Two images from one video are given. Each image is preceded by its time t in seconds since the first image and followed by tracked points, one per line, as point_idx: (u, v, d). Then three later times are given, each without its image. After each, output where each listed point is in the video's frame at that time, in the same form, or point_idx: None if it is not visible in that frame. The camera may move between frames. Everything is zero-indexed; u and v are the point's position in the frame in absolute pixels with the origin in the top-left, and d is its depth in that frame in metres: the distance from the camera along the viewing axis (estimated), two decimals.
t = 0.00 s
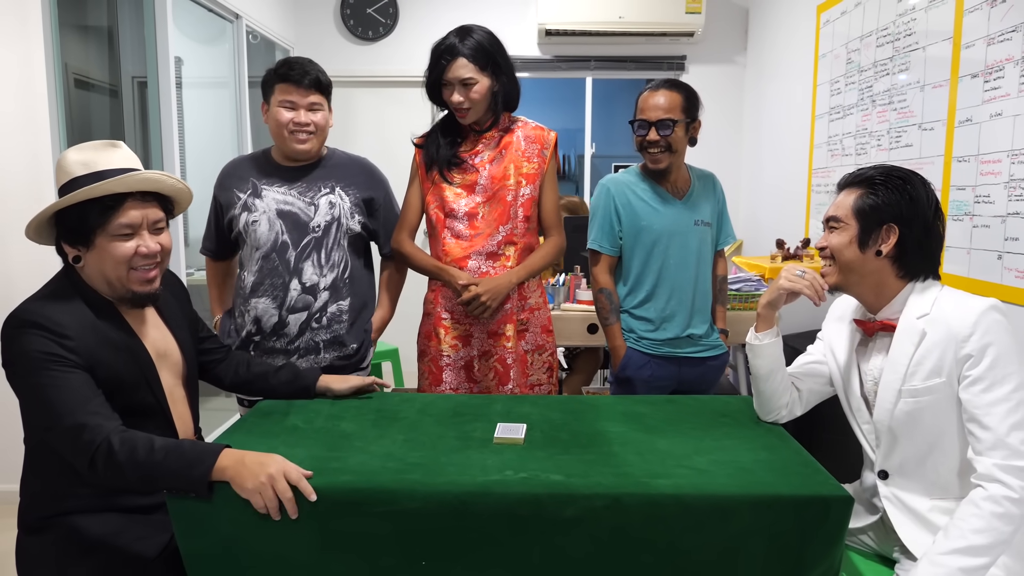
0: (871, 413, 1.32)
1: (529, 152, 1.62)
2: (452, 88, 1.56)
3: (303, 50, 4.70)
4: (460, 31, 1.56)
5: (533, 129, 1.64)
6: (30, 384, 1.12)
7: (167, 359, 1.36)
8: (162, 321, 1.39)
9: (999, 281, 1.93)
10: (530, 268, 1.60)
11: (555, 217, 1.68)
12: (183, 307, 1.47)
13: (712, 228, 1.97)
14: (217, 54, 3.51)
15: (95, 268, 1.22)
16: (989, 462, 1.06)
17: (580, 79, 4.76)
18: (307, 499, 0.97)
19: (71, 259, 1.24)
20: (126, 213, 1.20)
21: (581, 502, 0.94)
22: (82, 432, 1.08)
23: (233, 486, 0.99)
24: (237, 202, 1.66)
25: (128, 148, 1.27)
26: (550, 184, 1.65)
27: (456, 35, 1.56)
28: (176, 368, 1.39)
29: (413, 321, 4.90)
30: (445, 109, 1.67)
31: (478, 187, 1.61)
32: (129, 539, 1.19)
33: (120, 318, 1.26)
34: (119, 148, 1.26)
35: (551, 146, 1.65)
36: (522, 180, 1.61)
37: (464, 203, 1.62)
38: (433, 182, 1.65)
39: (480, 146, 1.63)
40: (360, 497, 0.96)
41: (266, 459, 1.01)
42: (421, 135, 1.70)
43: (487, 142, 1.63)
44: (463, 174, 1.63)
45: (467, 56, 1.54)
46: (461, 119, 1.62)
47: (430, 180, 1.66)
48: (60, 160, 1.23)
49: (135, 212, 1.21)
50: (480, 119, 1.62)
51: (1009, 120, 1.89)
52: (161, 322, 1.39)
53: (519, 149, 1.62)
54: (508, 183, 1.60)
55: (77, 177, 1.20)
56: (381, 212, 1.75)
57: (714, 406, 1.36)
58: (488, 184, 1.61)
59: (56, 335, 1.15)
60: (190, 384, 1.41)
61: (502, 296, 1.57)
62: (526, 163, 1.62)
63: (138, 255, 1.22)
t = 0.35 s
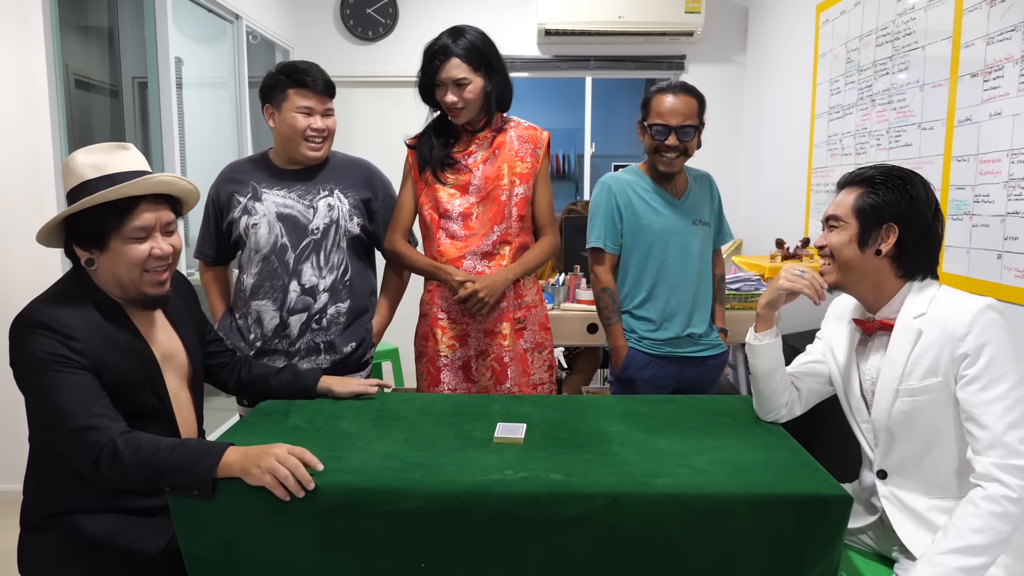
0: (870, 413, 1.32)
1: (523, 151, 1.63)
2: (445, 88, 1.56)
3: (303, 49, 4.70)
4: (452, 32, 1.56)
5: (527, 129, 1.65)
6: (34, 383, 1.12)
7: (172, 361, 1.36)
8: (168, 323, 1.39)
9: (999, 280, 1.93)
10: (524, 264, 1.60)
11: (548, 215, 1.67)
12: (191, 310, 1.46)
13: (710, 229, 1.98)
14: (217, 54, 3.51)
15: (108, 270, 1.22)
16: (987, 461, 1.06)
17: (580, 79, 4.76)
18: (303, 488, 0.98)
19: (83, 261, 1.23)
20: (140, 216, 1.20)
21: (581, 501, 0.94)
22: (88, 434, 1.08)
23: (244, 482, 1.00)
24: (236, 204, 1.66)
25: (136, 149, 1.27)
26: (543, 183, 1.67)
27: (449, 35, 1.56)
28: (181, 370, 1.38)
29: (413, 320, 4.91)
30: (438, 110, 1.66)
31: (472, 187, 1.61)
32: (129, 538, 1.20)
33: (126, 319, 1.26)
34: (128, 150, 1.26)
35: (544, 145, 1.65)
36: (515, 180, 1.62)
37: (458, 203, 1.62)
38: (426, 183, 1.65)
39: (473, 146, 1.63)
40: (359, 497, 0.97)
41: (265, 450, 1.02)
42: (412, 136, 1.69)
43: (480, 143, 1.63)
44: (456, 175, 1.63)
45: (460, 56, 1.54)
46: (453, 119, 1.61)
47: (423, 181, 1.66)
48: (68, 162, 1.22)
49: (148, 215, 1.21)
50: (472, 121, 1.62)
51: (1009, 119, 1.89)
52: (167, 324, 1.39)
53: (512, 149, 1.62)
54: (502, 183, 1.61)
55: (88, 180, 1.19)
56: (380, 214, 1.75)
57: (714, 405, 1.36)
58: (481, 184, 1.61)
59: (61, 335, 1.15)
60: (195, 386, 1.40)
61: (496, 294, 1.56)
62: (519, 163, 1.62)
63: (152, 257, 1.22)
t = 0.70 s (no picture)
0: (871, 415, 1.32)
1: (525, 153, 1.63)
2: (468, 88, 1.53)
3: (304, 51, 4.70)
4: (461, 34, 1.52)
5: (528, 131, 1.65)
6: (40, 378, 1.12)
7: (173, 364, 1.36)
8: (168, 327, 1.39)
9: (999, 281, 1.93)
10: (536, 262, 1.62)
11: (546, 216, 1.69)
12: (191, 314, 1.46)
13: (710, 228, 1.98)
14: (218, 56, 3.51)
15: (123, 269, 1.23)
16: (989, 463, 1.06)
17: (580, 80, 4.77)
18: (320, 496, 0.97)
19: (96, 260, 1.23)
20: (160, 216, 1.22)
21: (581, 503, 0.94)
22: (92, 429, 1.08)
23: (243, 484, 1.00)
24: (239, 207, 1.66)
25: (153, 154, 1.29)
26: (542, 185, 1.69)
27: (459, 33, 1.52)
28: (181, 373, 1.38)
29: (414, 322, 4.91)
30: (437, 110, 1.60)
31: (479, 189, 1.60)
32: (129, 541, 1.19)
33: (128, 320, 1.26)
34: (145, 154, 1.28)
35: (546, 147, 1.66)
36: (521, 180, 1.62)
37: (465, 205, 1.60)
38: (428, 187, 1.62)
39: (475, 148, 1.62)
40: (360, 499, 0.96)
41: (278, 459, 1.01)
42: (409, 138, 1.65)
43: (482, 144, 1.62)
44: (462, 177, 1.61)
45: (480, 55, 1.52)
46: (468, 118, 1.58)
47: (426, 185, 1.63)
48: (84, 160, 1.22)
49: (169, 215, 1.24)
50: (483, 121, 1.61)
51: (1008, 121, 1.89)
52: (168, 328, 1.38)
53: (516, 149, 1.62)
54: (509, 184, 1.61)
55: (109, 180, 1.20)
56: (381, 222, 1.75)
57: (715, 407, 1.36)
58: (489, 186, 1.60)
59: (69, 333, 1.15)
60: (196, 389, 1.40)
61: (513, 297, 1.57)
62: (524, 164, 1.62)
63: (168, 257, 1.24)
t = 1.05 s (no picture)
0: (872, 415, 1.32)
1: (527, 152, 1.61)
2: (494, 86, 1.48)
3: (305, 51, 4.70)
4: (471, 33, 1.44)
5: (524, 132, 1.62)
6: (40, 376, 1.12)
7: (171, 366, 1.36)
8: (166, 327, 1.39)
9: (999, 281, 1.93)
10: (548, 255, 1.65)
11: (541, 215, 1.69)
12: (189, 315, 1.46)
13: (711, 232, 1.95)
14: (219, 56, 3.51)
15: (129, 264, 1.23)
16: (990, 462, 1.06)
17: (581, 80, 4.77)
18: (320, 497, 0.97)
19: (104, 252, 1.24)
20: (171, 213, 1.24)
21: (581, 502, 0.94)
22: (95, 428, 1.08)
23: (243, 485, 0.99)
24: (241, 206, 1.65)
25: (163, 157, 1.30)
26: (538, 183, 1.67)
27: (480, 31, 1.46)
28: (180, 374, 1.38)
29: (414, 322, 4.92)
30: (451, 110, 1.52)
31: (491, 188, 1.55)
32: (130, 536, 1.19)
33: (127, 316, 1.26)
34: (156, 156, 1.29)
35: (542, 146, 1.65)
36: (529, 178, 1.60)
37: (480, 205, 1.55)
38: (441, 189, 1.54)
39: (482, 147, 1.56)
40: (360, 498, 0.96)
41: (277, 459, 1.01)
42: (413, 138, 1.55)
43: (487, 143, 1.57)
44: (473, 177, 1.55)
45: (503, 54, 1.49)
46: (487, 117, 1.53)
47: (438, 186, 1.54)
48: (98, 157, 1.23)
49: (178, 214, 1.25)
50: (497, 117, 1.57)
51: (1008, 120, 1.89)
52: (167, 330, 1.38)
53: (519, 147, 1.60)
54: (518, 181, 1.58)
55: (121, 176, 1.21)
56: (381, 221, 1.75)
57: (715, 407, 1.36)
58: (501, 185, 1.56)
59: (70, 330, 1.16)
60: (195, 389, 1.40)
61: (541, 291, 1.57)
62: (528, 162, 1.60)
63: (173, 254, 1.26)
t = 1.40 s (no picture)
0: (873, 423, 1.31)
1: (505, 156, 1.57)
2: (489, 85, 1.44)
3: (308, 55, 4.71)
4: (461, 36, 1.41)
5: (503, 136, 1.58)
6: (34, 381, 1.12)
7: (165, 371, 1.37)
8: (159, 333, 1.39)
9: (1000, 286, 1.92)
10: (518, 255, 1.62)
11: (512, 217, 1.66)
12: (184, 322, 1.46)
13: (717, 239, 1.96)
14: (223, 59, 3.53)
15: (123, 267, 1.24)
16: (992, 472, 1.06)
17: (583, 84, 4.77)
18: (314, 504, 0.97)
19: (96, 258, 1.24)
20: (158, 209, 1.25)
21: (578, 510, 0.94)
22: (88, 433, 1.07)
23: (238, 492, 0.99)
24: (266, 208, 1.64)
25: (140, 160, 1.30)
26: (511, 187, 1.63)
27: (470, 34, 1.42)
28: (173, 382, 1.39)
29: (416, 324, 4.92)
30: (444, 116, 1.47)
31: (474, 192, 1.51)
32: (124, 546, 1.20)
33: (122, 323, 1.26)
34: (133, 160, 1.29)
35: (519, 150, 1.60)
36: (504, 183, 1.56)
37: (462, 208, 1.51)
38: (426, 190, 1.48)
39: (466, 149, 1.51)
40: (356, 504, 0.96)
41: (272, 465, 1.00)
42: (400, 137, 1.48)
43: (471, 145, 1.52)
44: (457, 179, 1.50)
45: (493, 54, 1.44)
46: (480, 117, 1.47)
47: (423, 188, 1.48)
48: (76, 164, 1.23)
49: (165, 209, 1.27)
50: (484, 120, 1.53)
51: (1008, 126, 1.89)
52: (158, 335, 1.39)
53: (498, 152, 1.56)
54: (495, 185, 1.54)
55: (104, 180, 1.22)
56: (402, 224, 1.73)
57: (715, 413, 1.35)
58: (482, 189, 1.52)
59: (62, 335, 1.16)
60: (187, 395, 1.41)
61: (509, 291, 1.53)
62: (501, 167, 1.56)
63: (167, 251, 1.27)
